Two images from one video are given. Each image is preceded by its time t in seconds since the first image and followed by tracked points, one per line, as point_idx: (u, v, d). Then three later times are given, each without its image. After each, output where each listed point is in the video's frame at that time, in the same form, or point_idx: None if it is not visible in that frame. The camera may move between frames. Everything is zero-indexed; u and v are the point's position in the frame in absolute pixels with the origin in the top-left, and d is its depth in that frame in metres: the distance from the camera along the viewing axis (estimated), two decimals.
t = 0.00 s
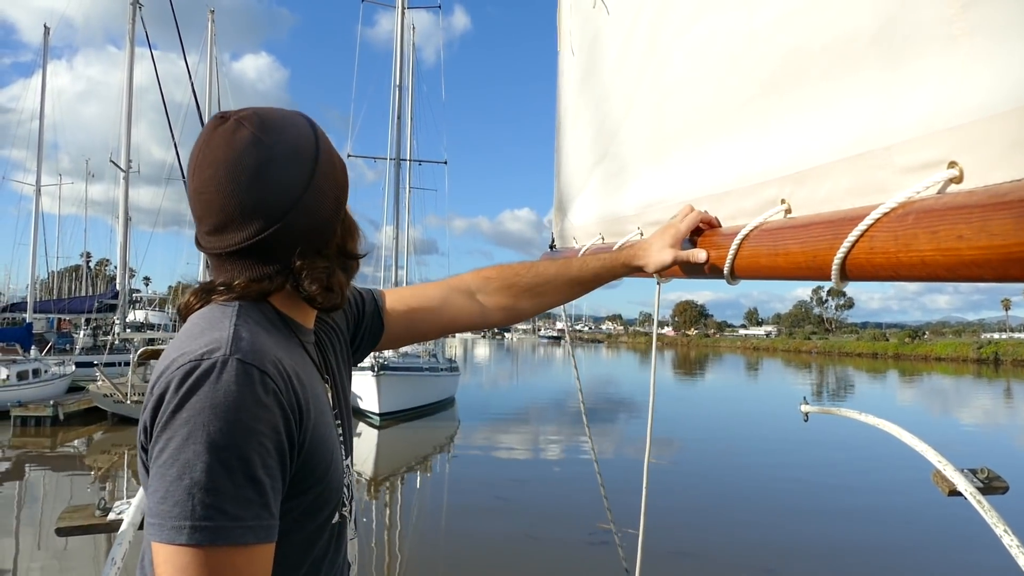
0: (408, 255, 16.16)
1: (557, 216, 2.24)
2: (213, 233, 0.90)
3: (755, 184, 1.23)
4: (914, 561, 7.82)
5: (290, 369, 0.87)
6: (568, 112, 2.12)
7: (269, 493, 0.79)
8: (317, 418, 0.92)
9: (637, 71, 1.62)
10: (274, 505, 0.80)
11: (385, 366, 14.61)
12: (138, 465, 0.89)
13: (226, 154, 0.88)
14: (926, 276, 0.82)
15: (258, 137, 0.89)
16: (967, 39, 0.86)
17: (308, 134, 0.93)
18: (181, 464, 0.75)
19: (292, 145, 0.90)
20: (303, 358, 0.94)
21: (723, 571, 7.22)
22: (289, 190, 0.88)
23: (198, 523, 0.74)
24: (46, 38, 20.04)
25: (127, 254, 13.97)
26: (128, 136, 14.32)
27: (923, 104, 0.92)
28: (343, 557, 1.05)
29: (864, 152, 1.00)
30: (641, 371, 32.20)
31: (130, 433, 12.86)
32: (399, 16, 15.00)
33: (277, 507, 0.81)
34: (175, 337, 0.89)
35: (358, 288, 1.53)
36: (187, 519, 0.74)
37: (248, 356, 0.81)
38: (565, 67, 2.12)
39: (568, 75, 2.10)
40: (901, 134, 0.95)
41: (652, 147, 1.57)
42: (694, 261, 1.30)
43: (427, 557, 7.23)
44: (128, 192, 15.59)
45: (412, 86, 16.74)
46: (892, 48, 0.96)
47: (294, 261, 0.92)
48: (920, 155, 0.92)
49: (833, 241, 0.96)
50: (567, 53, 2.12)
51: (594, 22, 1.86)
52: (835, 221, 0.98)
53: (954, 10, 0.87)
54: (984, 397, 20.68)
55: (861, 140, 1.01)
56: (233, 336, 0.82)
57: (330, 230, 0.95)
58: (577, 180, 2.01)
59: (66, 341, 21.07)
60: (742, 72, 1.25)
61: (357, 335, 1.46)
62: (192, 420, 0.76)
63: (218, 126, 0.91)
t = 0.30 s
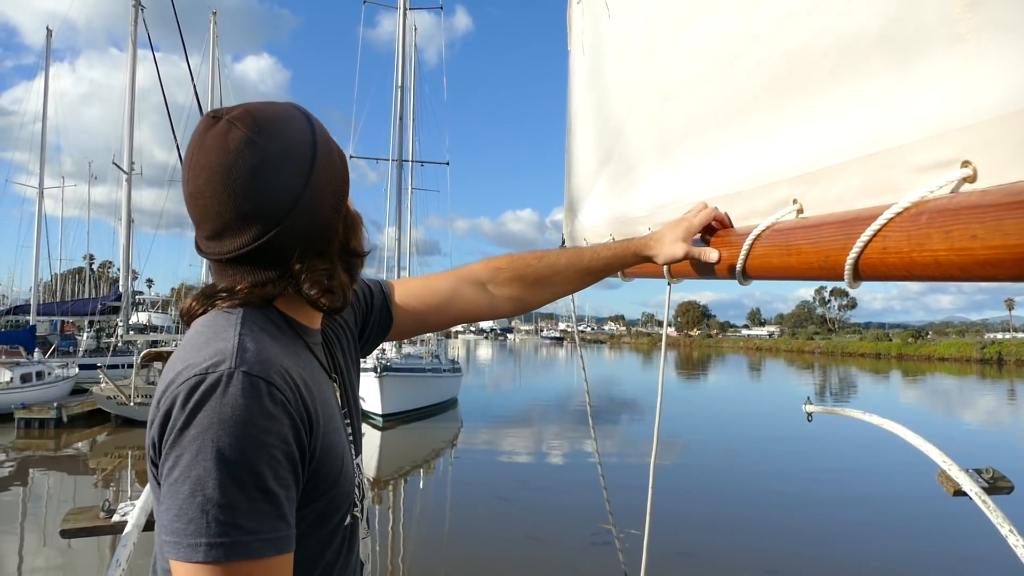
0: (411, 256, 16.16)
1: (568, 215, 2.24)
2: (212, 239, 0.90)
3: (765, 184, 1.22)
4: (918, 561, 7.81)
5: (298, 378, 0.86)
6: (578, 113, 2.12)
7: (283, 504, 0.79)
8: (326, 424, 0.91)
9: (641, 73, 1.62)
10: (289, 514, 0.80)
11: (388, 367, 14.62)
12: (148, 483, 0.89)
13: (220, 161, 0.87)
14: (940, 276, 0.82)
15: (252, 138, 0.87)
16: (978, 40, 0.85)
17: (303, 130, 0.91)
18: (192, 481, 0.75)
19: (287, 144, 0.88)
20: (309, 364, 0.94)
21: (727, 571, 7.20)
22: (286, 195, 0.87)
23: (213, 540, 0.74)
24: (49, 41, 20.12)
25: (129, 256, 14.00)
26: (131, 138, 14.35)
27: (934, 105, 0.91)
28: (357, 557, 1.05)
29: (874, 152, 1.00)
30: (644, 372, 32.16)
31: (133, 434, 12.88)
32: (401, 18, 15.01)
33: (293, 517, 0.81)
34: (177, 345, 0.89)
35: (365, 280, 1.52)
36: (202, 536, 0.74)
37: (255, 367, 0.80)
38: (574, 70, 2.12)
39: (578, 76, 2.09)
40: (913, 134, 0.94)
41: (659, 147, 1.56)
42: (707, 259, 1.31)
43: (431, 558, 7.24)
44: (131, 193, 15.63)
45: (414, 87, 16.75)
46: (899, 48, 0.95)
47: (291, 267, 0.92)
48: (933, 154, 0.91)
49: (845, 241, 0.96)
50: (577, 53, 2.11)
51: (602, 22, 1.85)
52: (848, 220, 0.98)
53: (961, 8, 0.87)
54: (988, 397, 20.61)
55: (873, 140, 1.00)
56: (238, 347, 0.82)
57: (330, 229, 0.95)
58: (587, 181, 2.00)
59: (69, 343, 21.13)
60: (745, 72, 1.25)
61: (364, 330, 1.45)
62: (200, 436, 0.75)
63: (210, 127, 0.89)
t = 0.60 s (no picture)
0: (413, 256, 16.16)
1: (578, 215, 2.22)
2: (223, 235, 0.90)
3: (778, 184, 1.21)
4: (921, 562, 7.80)
5: (305, 382, 0.86)
6: (588, 112, 2.10)
7: (288, 511, 0.79)
8: (333, 428, 0.91)
9: (654, 72, 1.60)
10: (295, 521, 0.80)
11: (390, 367, 14.65)
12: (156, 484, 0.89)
13: (237, 157, 0.87)
14: (951, 276, 0.82)
15: (270, 134, 0.88)
16: (993, 39, 0.84)
17: (320, 130, 0.92)
18: (196, 488, 0.74)
19: (305, 143, 0.89)
20: (317, 368, 0.94)
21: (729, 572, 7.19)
22: (300, 194, 0.87)
23: (217, 547, 0.74)
24: (52, 42, 20.21)
25: (133, 256, 14.05)
26: (134, 138, 14.41)
27: (950, 103, 0.90)
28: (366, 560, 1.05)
29: (886, 152, 0.99)
30: (647, 372, 32.15)
31: (137, 434, 12.92)
32: (404, 18, 15.04)
33: (298, 524, 0.81)
34: (186, 344, 0.89)
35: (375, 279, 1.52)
36: (205, 543, 0.74)
37: (262, 373, 0.80)
38: (585, 68, 2.10)
39: (589, 75, 2.07)
40: (925, 134, 0.93)
41: (672, 147, 1.54)
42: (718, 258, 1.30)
43: (434, 558, 7.25)
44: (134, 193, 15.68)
45: (416, 87, 16.77)
46: (916, 47, 0.94)
47: (299, 267, 0.91)
48: (944, 154, 0.91)
49: (855, 242, 0.95)
50: (587, 52, 2.09)
51: (614, 21, 1.83)
52: (858, 220, 0.97)
53: (978, 8, 0.86)
54: (992, 397, 20.56)
55: (887, 139, 0.99)
56: (244, 352, 0.82)
57: (343, 232, 0.94)
58: (598, 180, 1.99)
59: (73, 342, 21.23)
60: (760, 73, 1.23)
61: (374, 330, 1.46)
62: (204, 443, 0.75)
63: (230, 123, 0.90)
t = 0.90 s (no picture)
0: (416, 256, 16.16)
1: (588, 217, 2.21)
2: (243, 223, 0.90)
3: (787, 186, 1.20)
4: (924, 563, 7.78)
5: (307, 384, 0.85)
6: (599, 114, 2.08)
7: (283, 512, 0.78)
8: (334, 431, 0.90)
9: (666, 72, 1.59)
10: (289, 523, 0.79)
11: (393, 367, 14.67)
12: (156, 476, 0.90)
13: (267, 151, 0.88)
14: (959, 279, 0.81)
15: (304, 132, 0.89)
16: (1004, 42, 0.83)
17: (350, 136, 0.93)
18: (192, 485, 0.74)
19: (334, 144, 0.90)
20: (322, 370, 0.93)
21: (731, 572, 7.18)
22: (324, 193, 0.87)
23: (209, 546, 0.74)
24: (56, 40, 20.25)
25: (136, 255, 14.08)
26: (138, 137, 14.45)
27: (960, 105, 0.89)
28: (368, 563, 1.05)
29: (895, 154, 0.98)
30: (650, 372, 32.12)
31: (140, 433, 12.96)
32: (406, 17, 15.04)
33: (293, 525, 0.80)
34: (195, 337, 0.89)
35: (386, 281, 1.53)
36: (198, 539, 0.74)
37: (262, 372, 0.80)
38: (596, 68, 2.08)
39: (600, 75, 2.05)
40: (933, 136, 0.92)
41: (683, 148, 1.53)
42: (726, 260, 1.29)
43: (436, 558, 7.24)
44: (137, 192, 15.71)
45: (419, 86, 16.77)
46: (925, 49, 0.94)
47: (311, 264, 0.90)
48: (951, 157, 0.90)
49: (864, 242, 0.95)
50: (598, 53, 2.07)
51: (624, 22, 1.82)
52: (867, 221, 0.97)
53: (988, 11, 0.85)
54: (995, 398, 20.50)
55: (896, 141, 0.99)
56: (246, 351, 0.81)
57: (359, 237, 0.94)
58: (609, 180, 1.97)
59: (76, 341, 21.29)
60: (771, 75, 1.22)
61: (383, 332, 1.46)
62: (202, 440, 0.75)
63: (265, 117, 0.92)
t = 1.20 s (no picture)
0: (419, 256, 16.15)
1: (600, 217, 2.20)
2: (257, 218, 0.90)
3: (799, 188, 1.20)
4: (925, 564, 7.78)
5: (310, 383, 0.85)
6: (611, 114, 2.07)
7: (283, 511, 0.78)
8: (337, 431, 0.90)
9: (677, 73, 1.58)
10: (289, 522, 0.79)
11: (395, 367, 14.67)
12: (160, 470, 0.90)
13: (287, 149, 0.89)
14: (969, 280, 0.81)
15: (326, 132, 0.89)
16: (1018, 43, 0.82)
17: (372, 141, 0.93)
18: (192, 481, 0.74)
19: (352, 147, 0.90)
20: (327, 371, 0.93)
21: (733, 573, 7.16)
22: (338, 193, 0.87)
23: (208, 543, 0.74)
24: (59, 41, 20.31)
25: (139, 255, 14.11)
26: (141, 137, 14.48)
27: (973, 104, 0.88)
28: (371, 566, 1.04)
29: (906, 155, 0.97)
30: (652, 373, 32.10)
31: (142, 433, 12.96)
32: (409, 18, 15.04)
33: (293, 524, 0.80)
34: (204, 333, 0.89)
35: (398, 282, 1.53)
36: (198, 535, 0.74)
37: (264, 371, 0.79)
38: (608, 68, 2.06)
39: (612, 75, 2.04)
40: (945, 137, 0.92)
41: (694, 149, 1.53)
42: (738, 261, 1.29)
43: (437, 559, 7.24)
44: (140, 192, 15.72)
45: (422, 87, 16.78)
46: (938, 49, 0.93)
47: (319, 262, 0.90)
48: (963, 157, 0.89)
49: (875, 243, 0.94)
50: (611, 53, 2.05)
51: (636, 22, 1.81)
52: (877, 223, 0.96)
53: (1001, 12, 0.84)
54: (998, 399, 20.44)
55: (907, 143, 0.98)
56: (250, 349, 0.81)
57: (372, 238, 0.93)
58: (620, 181, 1.96)
59: (79, 342, 21.33)
60: (783, 76, 1.21)
61: (395, 334, 1.46)
62: (202, 436, 0.75)
63: (289, 116, 0.93)
